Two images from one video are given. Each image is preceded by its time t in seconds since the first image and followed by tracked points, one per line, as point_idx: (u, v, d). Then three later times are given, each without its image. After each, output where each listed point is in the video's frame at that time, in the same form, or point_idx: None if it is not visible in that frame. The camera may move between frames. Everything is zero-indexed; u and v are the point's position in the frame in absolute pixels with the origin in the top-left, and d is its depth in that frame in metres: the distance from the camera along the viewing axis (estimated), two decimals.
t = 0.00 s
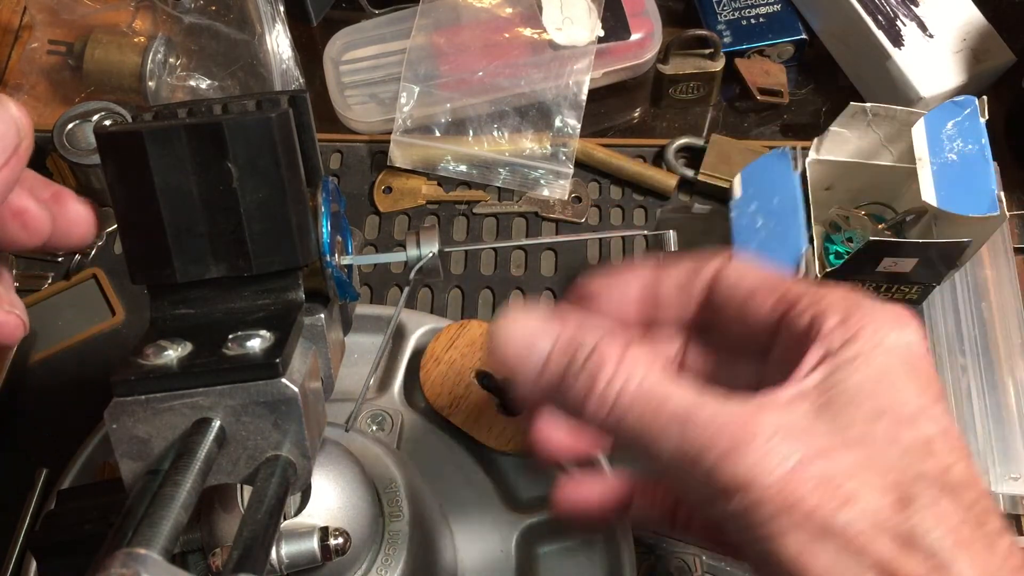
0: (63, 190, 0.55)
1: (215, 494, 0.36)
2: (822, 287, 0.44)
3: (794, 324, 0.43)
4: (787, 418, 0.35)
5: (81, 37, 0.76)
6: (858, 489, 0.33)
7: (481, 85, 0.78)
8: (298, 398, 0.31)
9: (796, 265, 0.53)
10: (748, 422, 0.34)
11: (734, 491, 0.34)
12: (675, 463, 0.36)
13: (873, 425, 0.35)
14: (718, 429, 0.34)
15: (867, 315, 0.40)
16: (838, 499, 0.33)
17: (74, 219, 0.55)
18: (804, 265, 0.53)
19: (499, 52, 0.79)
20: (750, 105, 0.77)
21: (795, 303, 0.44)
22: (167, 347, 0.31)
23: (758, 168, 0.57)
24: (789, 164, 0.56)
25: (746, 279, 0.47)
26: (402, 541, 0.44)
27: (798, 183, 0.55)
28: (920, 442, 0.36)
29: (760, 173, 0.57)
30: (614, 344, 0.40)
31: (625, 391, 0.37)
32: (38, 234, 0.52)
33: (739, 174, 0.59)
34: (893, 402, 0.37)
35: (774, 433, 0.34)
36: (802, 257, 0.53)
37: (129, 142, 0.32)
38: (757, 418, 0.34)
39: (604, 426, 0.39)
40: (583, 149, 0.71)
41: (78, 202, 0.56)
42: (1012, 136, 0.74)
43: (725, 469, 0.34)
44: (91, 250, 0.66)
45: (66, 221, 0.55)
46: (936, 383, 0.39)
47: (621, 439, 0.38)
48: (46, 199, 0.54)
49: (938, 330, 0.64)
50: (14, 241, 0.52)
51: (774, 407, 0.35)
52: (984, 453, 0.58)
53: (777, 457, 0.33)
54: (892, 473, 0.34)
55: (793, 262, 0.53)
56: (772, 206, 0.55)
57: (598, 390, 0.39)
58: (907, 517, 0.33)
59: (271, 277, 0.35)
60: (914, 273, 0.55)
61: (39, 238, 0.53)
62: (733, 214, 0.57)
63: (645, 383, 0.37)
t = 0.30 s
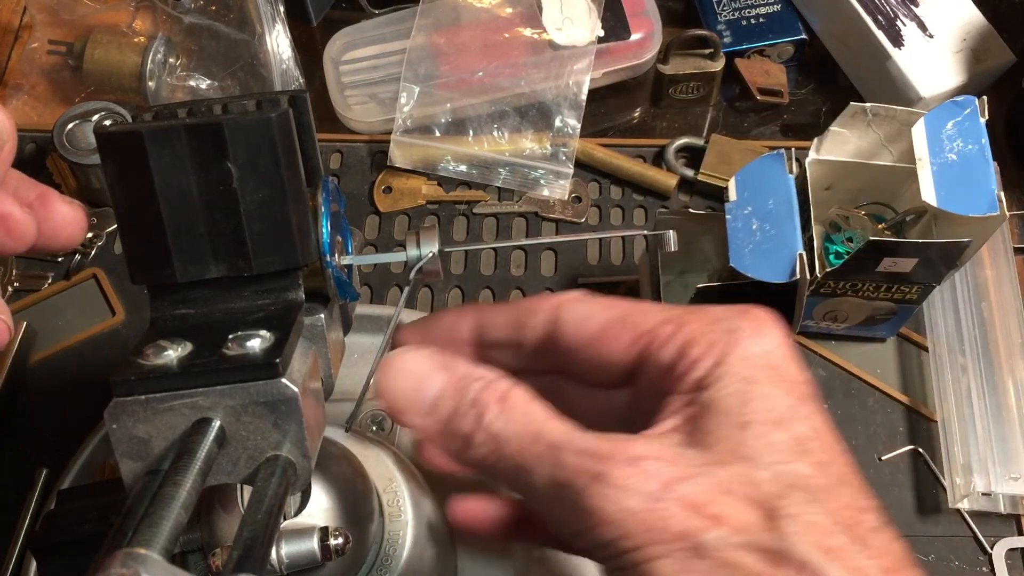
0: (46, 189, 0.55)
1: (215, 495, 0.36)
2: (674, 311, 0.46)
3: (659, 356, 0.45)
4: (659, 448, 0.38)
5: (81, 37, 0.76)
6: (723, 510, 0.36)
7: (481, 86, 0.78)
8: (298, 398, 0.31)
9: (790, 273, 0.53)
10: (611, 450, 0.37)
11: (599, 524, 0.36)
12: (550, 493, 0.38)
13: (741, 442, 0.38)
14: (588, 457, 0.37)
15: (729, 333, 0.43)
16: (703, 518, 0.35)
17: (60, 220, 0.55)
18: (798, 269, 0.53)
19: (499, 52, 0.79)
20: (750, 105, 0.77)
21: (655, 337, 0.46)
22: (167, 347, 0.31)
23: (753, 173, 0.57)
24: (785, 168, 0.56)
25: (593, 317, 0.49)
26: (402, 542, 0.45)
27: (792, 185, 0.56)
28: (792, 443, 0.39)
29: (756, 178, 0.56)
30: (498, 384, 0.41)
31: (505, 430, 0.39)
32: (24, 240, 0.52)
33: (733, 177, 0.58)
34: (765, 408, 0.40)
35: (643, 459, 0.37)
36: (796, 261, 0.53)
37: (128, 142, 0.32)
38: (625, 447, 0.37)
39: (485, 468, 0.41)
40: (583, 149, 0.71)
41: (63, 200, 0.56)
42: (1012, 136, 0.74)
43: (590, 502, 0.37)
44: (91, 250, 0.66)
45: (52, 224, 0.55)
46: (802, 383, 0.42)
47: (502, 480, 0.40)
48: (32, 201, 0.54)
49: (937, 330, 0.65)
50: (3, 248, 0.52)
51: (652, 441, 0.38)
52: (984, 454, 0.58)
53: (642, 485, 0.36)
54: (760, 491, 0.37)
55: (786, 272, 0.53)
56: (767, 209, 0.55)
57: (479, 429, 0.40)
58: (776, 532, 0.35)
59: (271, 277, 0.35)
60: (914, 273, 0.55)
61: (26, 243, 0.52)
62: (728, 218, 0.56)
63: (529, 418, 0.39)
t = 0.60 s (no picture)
0: (64, 189, 0.54)
1: (215, 494, 0.36)
2: (622, 314, 0.47)
3: (609, 357, 0.46)
4: (601, 450, 0.37)
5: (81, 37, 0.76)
6: (664, 511, 0.35)
7: (481, 86, 0.78)
8: (298, 398, 0.31)
9: (790, 273, 0.52)
10: (558, 452, 0.36)
11: (544, 525, 0.35)
12: (498, 496, 0.37)
13: (685, 445, 0.38)
14: (531, 460, 0.36)
15: (678, 335, 0.44)
16: (645, 520, 0.34)
17: (76, 220, 0.54)
18: (799, 270, 0.52)
19: (499, 52, 0.79)
20: (750, 105, 0.77)
21: (603, 339, 0.47)
22: (167, 347, 0.31)
23: (754, 172, 0.57)
24: (784, 168, 0.57)
25: (543, 320, 0.50)
26: (403, 541, 0.45)
27: (792, 186, 0.56)
28: (732, 446, 0.38)
29: (757, 177, 0.56)
30: (445, 392, 0.40)
31: (450, 434, 0.38)
32: (40, 240, 0.52)
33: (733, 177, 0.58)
34: (708, 411, 0.40)
35: (585, 461, 0.36)
36: (797, 261, 0.52)
37: (128, 142, 0.32)
38: (568, 448, 0.36)
39: (433, 475, 0.40)
40: (583, 149, 0.72)
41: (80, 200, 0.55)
42: (1012, 135, 0.74)
43: (536, 503, 0.35)
44: (91, 250, 0.66)
45: (68, 224, 0.54)
46: (748, 386, 0.43)
47: (450, 486, 0.40)
48: (49, 201, 0.53)
49: (937, 330, 0.65)
50: (17, 248, 0.51)
51: (592, 442, 0.37)
52: (984, 453, 0.58)
53: (585, 486, 0.35)
54: (699, 494, 0.36)
55: (786, 272, 0.52)
56: (768, 208, 0.55)
57: (425, 435, 0.39)
58: (714, 535, 0.34)
59: (272, 277, 0.35)
60: (914, 273, 0.55)
61: (42, 244, 0.52)
62: (729, 218, 0.55)
63: (472, 423, 0.38)
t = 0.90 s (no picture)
0: (73, 186, 0.54)
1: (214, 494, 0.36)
2: (612, 312, 0.47)
3: (596, 355, 0.46)
4: (596, 476, 0.37)
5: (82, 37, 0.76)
6: (666, 541, 0.35)
7: (481, 86, 0.78)
8: (298, 398, 0.31)
9: (791, 273, 0.52)
10: (555, 482, 0.36)
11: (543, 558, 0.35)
12: (490, 524, 0.37)
13: (682, 467, 0.38)
14: (528, 491, 0.35)
15: (667, 337, 0.43)
16: (646, 551, 0.34)
17: (85, 218, 0.53)
18: (799, 270, 0.52)
19: (499, 52, 0.79)
20: (750, 105, 0.77)
21: (592, 337, 0.46)
22: (167, 347, 0.31)
23: (755, 172, 0.57)
24: (785, 168, 0.57)
25: (535, 316, 0.50)
26: (403, 541, 0.45)
27: (792, 186, 0.56)
28: (730, 466, 0.39)
29: (757, 177, 0.56)
30: (428, 409, 0.39)
31: (435, 457, 0.37)
32: (49, 238, 0.52)
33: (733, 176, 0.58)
34: (702, 427, 0.40)
35: (584, 491, 0.36)
36: (798, 261, 0.52)
37: (128, 142, 0.32)
38: (564, 478, 0.36)
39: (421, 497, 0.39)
40: (583, 149, 0.72)
41: (89, 198, 0.54)
42: (1012, 135, 0.74)
43: (535, 538, 0.35)
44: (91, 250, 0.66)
45: (77, 222, 0.53)
46: (739, 395, 0.43)
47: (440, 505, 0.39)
48: (58, 197, 0.53)
49: (937, 330, 0.65)
50: (25, 245, 0.52)
51: (587, 467, 0.37)
52: (984, 453, 0.58)
53: (585, 518, 0.35)
54: (700, 520, 0.36)
55: (787, 272, 0.52)
56: (768, 208, 0.55)
57: (408, 456, 0.38)
58: (716, 563, 0.34)
59: (272, 277, 0.35)
60: (914, 273, 0.55)
61: (50, 242, 0.53)
62: (729, 218, 0.56)
63: (461, 447, 0.37)
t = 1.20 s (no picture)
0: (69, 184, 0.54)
1: (215, 494, 0.36)
2: (639, 302, 0.46)
3: (625, 348, 0.46)
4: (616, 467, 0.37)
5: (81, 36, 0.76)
6: (681, 529, 0.35)
7: (481, 86, 0.78)
8: (298, 398, 0.31)
9: (790, 273, 0.52)
10: (572, 472, 0.36)
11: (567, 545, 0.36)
12: (513, 509, 0.37)
13: (701, 457, 0.37)
14: (546, 480, 0.36)
15: (694, 328, 0.43)
16: (661, 539, 0.35)
17: (81, 215, 0.54)
18: (799, 270, 0.52)
19: (499, 52, 0.79)
20: (750, 105, 0.77)
21: (620, 329, 0.46)
22: (167, 347, 0.31)
23: (754, 172, 0.57)
24: (784, 168, 0.57)
25: (563, 310, 0.49)
26: (402, 541, 0.45)
27: (792, 186, 0.56)
28: (752, 455, 0.38)
29: (757, 178, 0.56)
30: (459, 401, 0.40)
31: (462, 448, 0.38)
32: (45, 234, 0.52)
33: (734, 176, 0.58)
34: (724, 417, 0.39)
35: (600, 480, 0.36)
36: (797, 261, 0.52)
37: (128, 142, 0.32)
38: (582, 467, 0.36)
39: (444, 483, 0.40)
40: (583, 149, 0.72)
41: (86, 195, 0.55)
42: (1012, 135, 0.74)
43: (553, 526, 0.36)
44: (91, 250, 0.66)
45: (73, 220, 0.54)
46: (767, 381, 0.42)
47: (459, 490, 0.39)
48: (54, 196, 0.53)
49: (937, 330, 0.65)
50: (22, 243, 0.52)
51: (606, 458, 0.37)
52: (984, 453, 0.58)
53: (599, 506, 0.35)
54: (717, 510, 0.36)
55: (786, 272, 0.52)
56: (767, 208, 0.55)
57: (438, 447, 0.39)
58: (730, 554, 0.34)
59: (271, 277, 0.35)
60: (914, 273, 0.55)
61: (46, 239, 0.52)
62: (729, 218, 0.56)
63: (485, 438, 0.38)
